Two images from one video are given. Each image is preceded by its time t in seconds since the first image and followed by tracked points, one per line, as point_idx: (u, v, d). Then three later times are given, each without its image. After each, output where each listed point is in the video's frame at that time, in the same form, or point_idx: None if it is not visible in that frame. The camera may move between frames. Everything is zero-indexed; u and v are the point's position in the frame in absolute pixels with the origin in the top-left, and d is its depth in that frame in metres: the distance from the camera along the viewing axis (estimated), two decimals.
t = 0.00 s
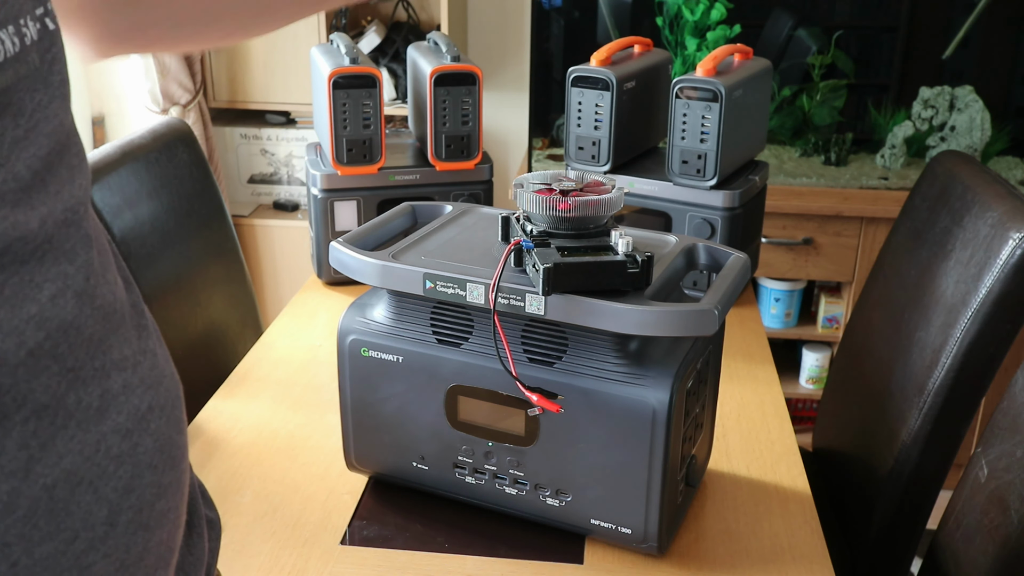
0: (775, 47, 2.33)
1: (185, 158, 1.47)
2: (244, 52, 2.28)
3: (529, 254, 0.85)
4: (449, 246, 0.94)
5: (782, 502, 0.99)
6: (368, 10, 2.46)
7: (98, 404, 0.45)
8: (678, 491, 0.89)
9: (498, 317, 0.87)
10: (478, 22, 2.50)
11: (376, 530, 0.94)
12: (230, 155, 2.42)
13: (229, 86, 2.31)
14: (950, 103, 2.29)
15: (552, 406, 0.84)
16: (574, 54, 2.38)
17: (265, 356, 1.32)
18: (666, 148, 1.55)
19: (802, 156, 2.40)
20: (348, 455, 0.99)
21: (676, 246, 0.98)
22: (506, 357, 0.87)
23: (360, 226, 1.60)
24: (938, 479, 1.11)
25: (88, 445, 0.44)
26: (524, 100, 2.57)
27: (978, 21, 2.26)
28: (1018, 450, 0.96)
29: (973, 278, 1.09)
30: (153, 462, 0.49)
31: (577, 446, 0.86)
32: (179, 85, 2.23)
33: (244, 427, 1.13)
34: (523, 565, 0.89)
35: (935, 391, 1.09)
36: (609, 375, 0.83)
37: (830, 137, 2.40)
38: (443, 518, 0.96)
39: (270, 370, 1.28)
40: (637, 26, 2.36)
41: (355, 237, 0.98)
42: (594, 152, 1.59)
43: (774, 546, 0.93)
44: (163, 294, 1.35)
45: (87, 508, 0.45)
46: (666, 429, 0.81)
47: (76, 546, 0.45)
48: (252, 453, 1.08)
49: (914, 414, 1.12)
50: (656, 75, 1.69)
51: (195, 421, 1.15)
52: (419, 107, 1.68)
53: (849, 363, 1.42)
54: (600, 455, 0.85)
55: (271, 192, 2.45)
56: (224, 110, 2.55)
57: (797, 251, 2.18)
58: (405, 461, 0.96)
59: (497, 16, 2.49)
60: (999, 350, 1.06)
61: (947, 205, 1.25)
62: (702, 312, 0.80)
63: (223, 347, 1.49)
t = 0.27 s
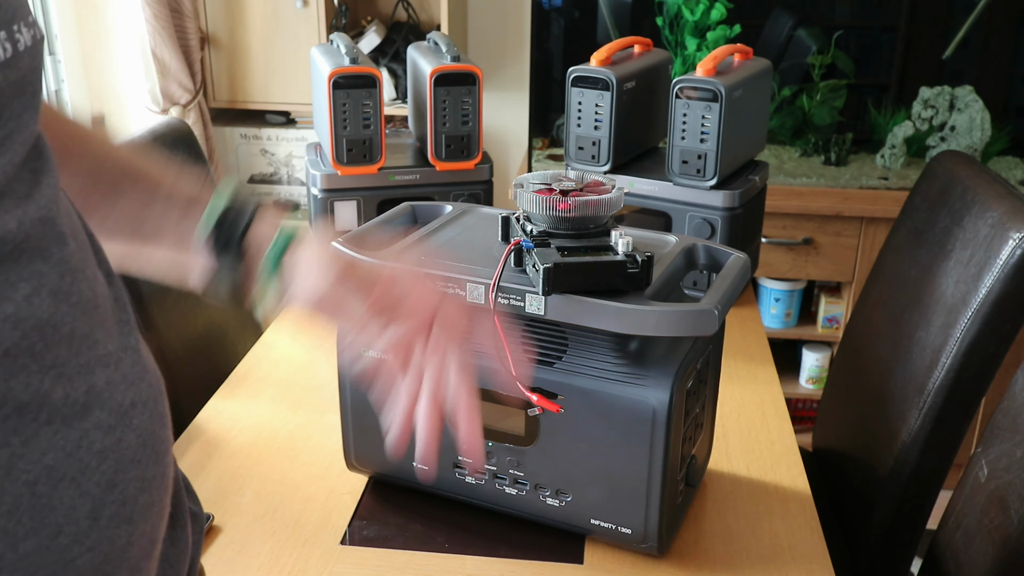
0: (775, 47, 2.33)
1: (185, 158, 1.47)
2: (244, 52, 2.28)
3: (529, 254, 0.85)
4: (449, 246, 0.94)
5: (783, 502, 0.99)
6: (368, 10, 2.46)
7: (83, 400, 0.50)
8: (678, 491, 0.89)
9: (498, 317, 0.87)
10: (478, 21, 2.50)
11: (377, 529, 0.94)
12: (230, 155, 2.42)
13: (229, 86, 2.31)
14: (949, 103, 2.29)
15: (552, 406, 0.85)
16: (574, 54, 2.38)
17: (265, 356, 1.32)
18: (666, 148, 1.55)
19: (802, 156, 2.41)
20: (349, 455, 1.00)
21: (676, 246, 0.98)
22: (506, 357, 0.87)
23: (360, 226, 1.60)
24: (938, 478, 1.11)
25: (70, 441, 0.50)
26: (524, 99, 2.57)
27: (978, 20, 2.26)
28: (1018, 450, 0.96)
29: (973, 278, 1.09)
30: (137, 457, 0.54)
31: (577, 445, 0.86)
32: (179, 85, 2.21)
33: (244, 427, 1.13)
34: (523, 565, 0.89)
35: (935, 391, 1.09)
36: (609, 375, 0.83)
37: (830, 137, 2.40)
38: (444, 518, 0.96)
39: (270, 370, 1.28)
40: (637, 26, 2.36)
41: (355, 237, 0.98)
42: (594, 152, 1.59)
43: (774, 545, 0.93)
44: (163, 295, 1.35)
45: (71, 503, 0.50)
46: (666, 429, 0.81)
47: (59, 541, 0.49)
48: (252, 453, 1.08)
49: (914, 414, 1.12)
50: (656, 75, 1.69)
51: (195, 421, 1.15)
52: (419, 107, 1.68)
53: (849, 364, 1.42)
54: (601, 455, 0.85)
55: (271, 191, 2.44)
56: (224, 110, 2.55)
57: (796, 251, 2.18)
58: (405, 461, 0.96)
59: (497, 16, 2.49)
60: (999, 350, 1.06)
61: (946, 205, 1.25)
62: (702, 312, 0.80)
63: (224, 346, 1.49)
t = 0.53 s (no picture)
0: (775, 47, 2.33)
1: (185, 158, 1.47)
2: (244, 53, 2.28)
3: (529, 253, 0.86)
4: (449, 246, 0.94)
5: (783, 502, 0.99)
6: (368, 10, 2.46)
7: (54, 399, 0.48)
8: (678, 491, 0.89)
9: (498, 317, 0.87)
10: (478, 21, 2.50)
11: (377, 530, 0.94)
12: (230, 155, 2.42)
13: (229, 86, 2.31)
14: (950, 103, 2.29)
15: (552, 406, 0.84)
16: (574, 54, 2.38)
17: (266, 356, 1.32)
18: (666, 148, 1.55)
19: (802, 156, 2.42)
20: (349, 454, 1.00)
21: (676, 246, 0.98)
22: (506, 357, 0.87)
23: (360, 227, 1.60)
24: (938, 478, 1.11)
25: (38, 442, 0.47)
26: (524, 100, 2.57)
27: (978, 20, 2.26)
28: (1018, 450, 0.96)
29: (973, 278, 1.09)
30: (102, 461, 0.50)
31: (577, 445, 0.86)
32: (179, 85, 2.21)
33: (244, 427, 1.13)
34: (523, 565, 0.89)
35: (935, 391, 1.09)
36: (609, 375, 0.83)
37: (830, 137, 2.41)
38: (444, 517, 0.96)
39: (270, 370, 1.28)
40: (637, 26, 2.36)
41: (355, 237, 0.98)
42: (594, 152, 1.59)
43: (775, 545, 0.93)
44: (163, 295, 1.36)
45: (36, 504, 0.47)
46: (666, 429, 0.81)
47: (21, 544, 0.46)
48: (252, 454, 1.08)
49: (914, 414, 1.12)
50: (656, 75, 1.69)
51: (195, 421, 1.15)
52: (419, 107, 1.68)
53: (849, 364, 1.42)
54: (601, 455, 0.85)
55: (271, 192, 2.45)
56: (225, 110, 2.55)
57: (796, 251, 2.18)
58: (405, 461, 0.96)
59: (497, 16, 2.49)
60: (1000, 350, 1.06)
61: (947, 205, 1.25)
62: (701, 312, 0.80)
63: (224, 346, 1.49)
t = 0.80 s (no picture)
0: (775, 47, 2.33)
1: (185, 158, 1.47)
2: (244, 53, 2.28)
3: (529, 253, 0.85)
4: (449, 246, 0.94)
5: (783, 502, 0.99)
6: (368, 10, 2.46)
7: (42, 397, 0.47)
8: (678, 491, 0.89)
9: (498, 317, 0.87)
10: (478, 21, 2.50)
11: (377, 530, 0.94)
12: (230, 155, 2.42)
13: (230, 86, 2.31)
14: (950, 103, 2.29)
15: (553, 406, 0.84)
16: (574, 54, 2.38)
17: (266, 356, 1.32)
18: (666, 148, 1.55)
19: (802, 156, 2.42)
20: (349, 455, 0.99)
21: (676, 246, 0.98)
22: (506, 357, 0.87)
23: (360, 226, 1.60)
24: (939, 478, 1.11)
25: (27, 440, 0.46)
26: (524, 100, 2.57)
27: (979, 20, 2.25)
28: (1018, 450, 0.96)
29: (974, 278, 1.09)
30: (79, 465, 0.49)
31: (577, 445, 0.86)
32: (179, 85, 2.21)
33: (244, 427, 1.13)
34: (523, 565, 0.89)
35: (935, 391, 1.09)
36: (609, 375, 0.83)
37: (830, 137, 2.41)
38: (444, 517, 0.96)
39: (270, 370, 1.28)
40: (637, 26, 2.36)
41: (355, 236, 0.98)
42: (594, 152, 1.59)
43: (775, 545, 0.93)
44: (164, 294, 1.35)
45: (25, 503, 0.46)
46: (666, 429, 0.81)
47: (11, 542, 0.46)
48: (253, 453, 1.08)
49: (914, 414, 1.12)
50: (656, 75, 1.69)
51: (195, 421, 1.15)
52: (419, 107, 1.68)
53: (849, 364, 1.42)
54: (601, 455, 0.85)
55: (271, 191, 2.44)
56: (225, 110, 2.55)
57: (796, 251, 2.18)
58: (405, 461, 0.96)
59: (497, 16, 2.49)
60: (999, 350, 1.06)
61: (947, 205, 1.25)
62: (702, 312, 0.80)
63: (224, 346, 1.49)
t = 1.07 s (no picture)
0: (775, 47, 2.33)
1: (185, 158, 1.47)
2: (244, 53, 2.28)
3: (529, 253, 0.85)
4: (449, 246, 0.94)
5: (783, 502, 0.99)
6: (368, 10, 2.46)
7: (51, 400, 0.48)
8: (678, 491, 0.89)
9: (498, 317, 0.87)
10: (478, 21, 2.50)
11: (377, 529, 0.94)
12: (230, 155, 2.42)
13: (230, 86, 2.31)
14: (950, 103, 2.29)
15: (553, 406, 0.84)
16: (574, 54, 2.38)
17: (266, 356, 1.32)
18: (666, 148, 1.55)
19: (802, 156, 2.43)
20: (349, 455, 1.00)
21: (676, 246, 0.98)
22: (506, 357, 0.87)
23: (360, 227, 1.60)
24: (938, 478, 1.11)
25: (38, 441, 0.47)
26: (524, 99, 2.57)
27: (978, 20, 2.25)
28: (1018, 450, 0.96)
29: (973, 278, 1.09)
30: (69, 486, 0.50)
31: (577, 445, 0.86)
32: (179, 85, 2.21)
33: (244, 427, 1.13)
34: (523, 565, 0.89)
35: (935, 391, 1.09)
36: (609, 375, 0.83)
37: (830, 137, 2.41)
38: (443, 517, 0.96)
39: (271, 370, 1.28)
40: (637, 26, 2.36)
41: (355, 236, 0.98)
42: (594, 152, 1.59)
43: (775, 545, 0.93)
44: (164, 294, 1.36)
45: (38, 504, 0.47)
46: (666, 429, 0.81)
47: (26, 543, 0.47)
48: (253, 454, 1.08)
49: (914, 414, 1.12)
50: (656, 75, 1.69)
51: (195, 421, 1.15)
52: (419, 107, 1.68)
53: (849, 364, 1.42)
54: (601, 455, 0.85)
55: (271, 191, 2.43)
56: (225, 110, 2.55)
57: (796, 251, 2.18)
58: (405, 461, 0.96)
59: (497, 16, 2.49)
60: (999, 350, 1.06)
61: (946, 205, 1.25)
62: (702, 312, 0.80)
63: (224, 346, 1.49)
